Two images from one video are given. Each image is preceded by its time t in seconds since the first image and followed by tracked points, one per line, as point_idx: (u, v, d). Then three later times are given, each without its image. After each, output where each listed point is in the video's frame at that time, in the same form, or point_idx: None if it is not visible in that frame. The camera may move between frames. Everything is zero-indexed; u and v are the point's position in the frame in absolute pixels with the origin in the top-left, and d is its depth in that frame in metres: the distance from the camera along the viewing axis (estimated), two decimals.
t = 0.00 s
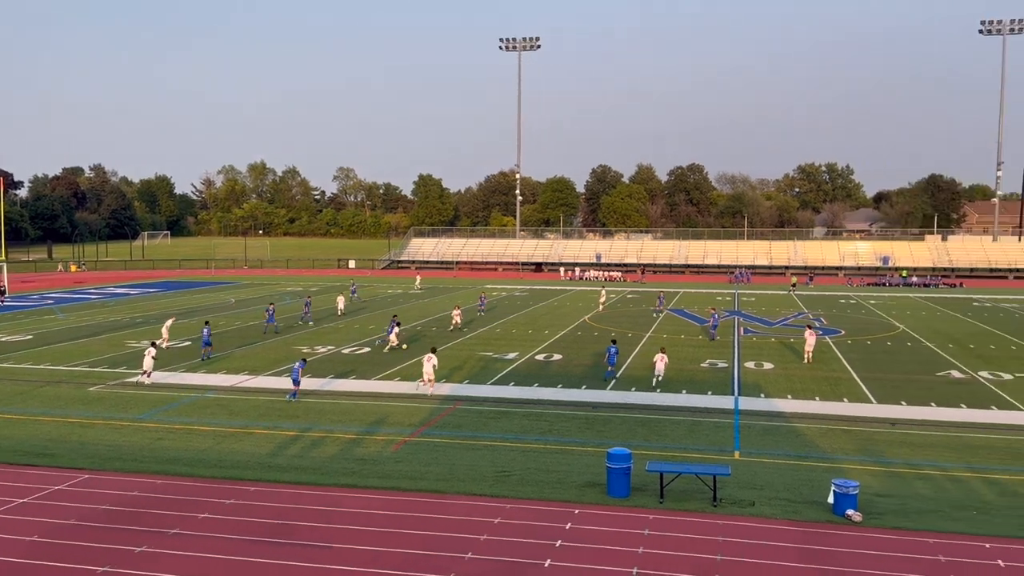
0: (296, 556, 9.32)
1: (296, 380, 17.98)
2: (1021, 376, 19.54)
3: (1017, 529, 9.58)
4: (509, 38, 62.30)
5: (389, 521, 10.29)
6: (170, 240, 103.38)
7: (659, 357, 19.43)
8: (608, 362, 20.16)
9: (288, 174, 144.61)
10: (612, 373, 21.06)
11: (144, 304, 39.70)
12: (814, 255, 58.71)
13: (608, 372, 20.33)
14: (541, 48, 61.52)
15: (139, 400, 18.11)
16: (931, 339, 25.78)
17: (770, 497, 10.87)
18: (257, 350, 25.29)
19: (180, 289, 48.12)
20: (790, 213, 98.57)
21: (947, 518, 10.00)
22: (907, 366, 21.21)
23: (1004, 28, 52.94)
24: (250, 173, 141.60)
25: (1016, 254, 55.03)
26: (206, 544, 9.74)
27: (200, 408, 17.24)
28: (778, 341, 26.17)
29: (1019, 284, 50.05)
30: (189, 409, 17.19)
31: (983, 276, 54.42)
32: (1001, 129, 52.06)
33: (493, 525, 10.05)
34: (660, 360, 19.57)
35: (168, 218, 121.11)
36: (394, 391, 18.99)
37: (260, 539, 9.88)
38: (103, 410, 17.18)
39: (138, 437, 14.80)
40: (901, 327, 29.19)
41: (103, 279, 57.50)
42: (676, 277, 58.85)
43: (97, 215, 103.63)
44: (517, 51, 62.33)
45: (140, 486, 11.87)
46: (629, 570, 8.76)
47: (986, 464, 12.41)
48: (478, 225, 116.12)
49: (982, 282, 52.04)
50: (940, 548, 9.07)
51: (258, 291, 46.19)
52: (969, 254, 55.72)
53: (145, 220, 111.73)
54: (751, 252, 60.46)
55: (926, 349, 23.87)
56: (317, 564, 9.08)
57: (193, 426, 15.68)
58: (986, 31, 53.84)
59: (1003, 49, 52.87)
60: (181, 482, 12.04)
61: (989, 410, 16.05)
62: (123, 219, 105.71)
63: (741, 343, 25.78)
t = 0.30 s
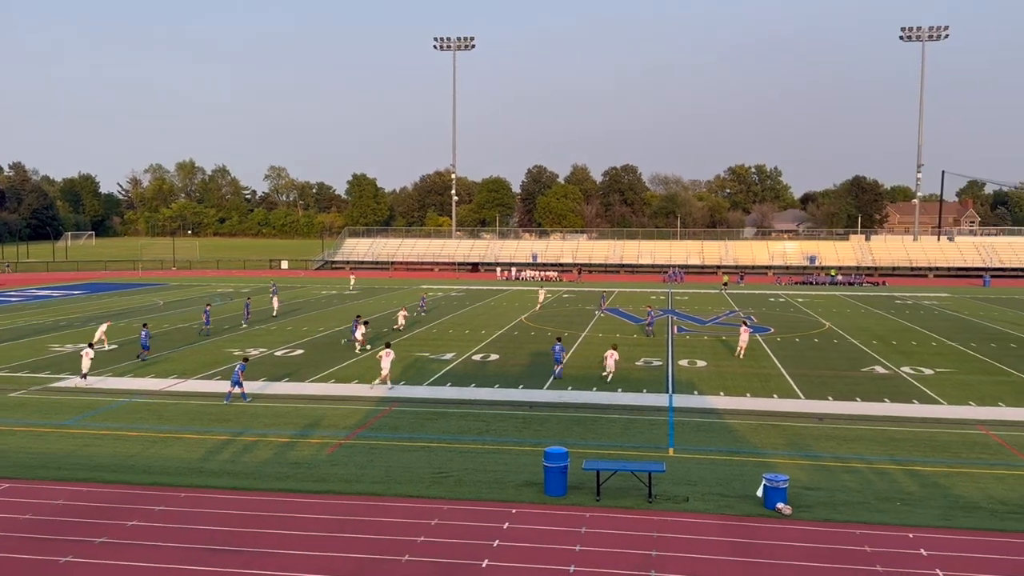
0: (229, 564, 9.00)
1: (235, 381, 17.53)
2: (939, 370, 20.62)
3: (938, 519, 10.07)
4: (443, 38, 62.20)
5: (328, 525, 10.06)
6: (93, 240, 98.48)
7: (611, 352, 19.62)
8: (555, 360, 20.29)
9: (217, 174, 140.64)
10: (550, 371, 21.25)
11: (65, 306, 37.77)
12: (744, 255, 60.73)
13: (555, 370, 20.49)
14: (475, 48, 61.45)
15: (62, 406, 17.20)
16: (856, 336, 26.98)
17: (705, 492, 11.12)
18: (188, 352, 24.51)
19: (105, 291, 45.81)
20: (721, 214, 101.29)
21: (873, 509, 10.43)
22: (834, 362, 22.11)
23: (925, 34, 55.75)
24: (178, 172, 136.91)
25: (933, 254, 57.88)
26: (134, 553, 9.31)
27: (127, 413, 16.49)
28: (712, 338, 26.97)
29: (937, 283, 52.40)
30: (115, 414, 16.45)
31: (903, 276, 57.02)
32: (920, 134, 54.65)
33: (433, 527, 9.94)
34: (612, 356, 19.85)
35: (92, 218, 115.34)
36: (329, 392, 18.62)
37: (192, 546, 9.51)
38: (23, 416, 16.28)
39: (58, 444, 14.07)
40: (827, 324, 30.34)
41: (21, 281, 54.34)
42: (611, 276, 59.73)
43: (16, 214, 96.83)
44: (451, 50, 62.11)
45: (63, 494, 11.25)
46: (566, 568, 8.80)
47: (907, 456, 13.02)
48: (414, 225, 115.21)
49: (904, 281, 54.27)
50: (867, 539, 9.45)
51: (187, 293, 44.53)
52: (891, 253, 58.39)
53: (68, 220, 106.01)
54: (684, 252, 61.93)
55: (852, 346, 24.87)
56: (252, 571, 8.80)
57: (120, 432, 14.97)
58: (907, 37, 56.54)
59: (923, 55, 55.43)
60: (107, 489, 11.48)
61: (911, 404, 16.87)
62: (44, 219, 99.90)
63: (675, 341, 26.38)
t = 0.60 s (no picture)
0: (195, 567, 8.83)
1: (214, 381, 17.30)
2: (901, 368, 21.09)
3: (900, 515, 10.29)
4: (409, 38, 61.88)
5: (296, 527, 9.92)
6: (52, 240, 95.71)
7: (594, 349, 19.89)
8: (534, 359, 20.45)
9: (180, 173, 138.14)
10: (517, 371, 21.20)
11: (24, 307, 36.74)
12: (710, 255, 61.45)
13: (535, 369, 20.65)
14: (442, 48, 61.29)
15: (21, 408, 16.72)
16: (820, 335, 27.47)
17: (672, 491, 11.22)
18: (154, 352, 24.09)
19: (65, 293, 44.54)
20: (687, 214, 102.22)
21: (838, 506, 10.62)
22: (799, 360, 22.43)
23: (886, 37, 57.03)
24: (141, 171, 134.43)
25: (895, 253, 59.20)
26: (97, 558, 9.07)
27: (89, 416, 16.09)
28: (677, 338, 27.20)
29: (898, 282, 53.55)
30: (76, 416, 16.02)
31: (866, 275, 58.23)
32: (882, 136, 55.83)
33: (402, 528, 9.87)
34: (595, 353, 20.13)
35: (52, 218, 112.12)
36: (294, 393, 18.36)
37: (157, 549, 9.30)
38: None
39: (15, 447, 13.64)
40: (792, 323, 30.81)
41: None
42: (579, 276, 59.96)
43: None
44: (418, 49, 61.81)
45: (22, 499, 10.93)
46: (535, 567, 8.80)
47: (870, 453, 13.28)
48: (380, 225, 114.46)
49: (867, 280, 55.36)
50: (832, 535, 9.61)
51: (150, 294, 43.59)
52: (854, 253, 59.60)
53: (29, 221, 102.78)
54: (651, 252, 62.45)
55: (816, 344, 25.30)
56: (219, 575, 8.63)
57: (81, 434, 14.61)
58: (869, 40, 57.77)
59: (884, 57, 56.59)
60: (68, 493, 11.18)
61: (874, 402, 17.22)
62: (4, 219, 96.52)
63: (643, 341, 26.54)
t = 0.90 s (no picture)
0: (182, 568, 8.75)
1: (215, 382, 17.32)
2: (886, 368, 21.27)
3: (886, 514, 10.37)
4: (395, 38, 61.71)
5: (283, 528, 9.86)
6: (34, 240, 94.50)
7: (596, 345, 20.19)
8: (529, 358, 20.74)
9: (165, 172, 136.98)
10: (505, 371, 21.21)
11: (6, 308, 36.26)
12: (697, 255, 61.66)
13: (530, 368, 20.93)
14: (428, 48, 61.14)
15: (3, 410, 16.50)
16: (805, 335, 27.61)
17: (660, 490, 11.24)
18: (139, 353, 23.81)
19: (48, 293, 44.04)
20: (674, 214, 102.59)
21: (824, 505, 10.70)
22: (784, 360, 22.51)
23: (871, 38, 57.55)
24: (126, 171, 133.20)
25: (879, 253, 59.71)
26: (81, 561, 8.95)
27: (73, 417, 15.91)
28: (664, 338, 27.32)
29: (882, 281, 54.04)
30: (59, 418, 15.82)
31: (852, 275, 58.71)
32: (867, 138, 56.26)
33: (389, 529, 9.83)
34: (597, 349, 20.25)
35: (35, 218, 110.87)
36: (281, 394, 18.23)
37: (142, 551, 9.21)
38: None
39: None
40: (778, 323, 30.99)
41: None
42: (567, 276, 60.02)
43: None
44: (404, 49, 61.63)
45: (5, 501, 10.79)
46: (522, 567, 8.79)
47: (855, 452, 13.39)
48: (367, 225, 114.06)
49: (852, 280, 55.81)
50: (818, 534, 9.68)
51: (134, 294, 43.15)
52: (839, 254, 60.07)
53: (11, 221, 101.46)
54: (638, 252, 62.67)
55: (802, 344, 25.45)
56: None
57: (65, 436, 14.45)
58: (854, 41, 58.23)
59: (868, 58, 57.02)
60: (52, 495, 11.04)
61: (860, 402, 17.35)
62: None
63: (630, 341, 26.60)
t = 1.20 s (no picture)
0: (179, 570, 8.72)
1: (224, 381, 17.38)
2: (881, 368, 21.33)
3: (881, 514, 10.41)
4: (391, 38, 61.68)
5: (280, 529, 9.84)
6: (28, 241, 94.03)
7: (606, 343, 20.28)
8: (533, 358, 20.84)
9: (160, 173, 136.55)
10: (501, 372, 21.24)
11: None
12: (693, 255, 61.70)
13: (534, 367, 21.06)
14: (424, 49, 61.07)
15: None
16: (799, 336, 27.70)
17: (656, 491, 11.25)
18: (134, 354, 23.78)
19: (43, 295, 43.85)
20: (670, 215, 102.71)
21: (820, 505, 10.71)
22: (780, 361, 22.59)
23: (866, 39, 57.69)
24: (121, 172, 132.75)
25: (874, 254, 59.90)
26: (77, 563, 8.91)
27: (68, 418, 15.84)
28: (660, 338, 27.39)
29: (877, 282, 54.22)
30: (54, 419, 15.75)
31: (847, 276, 58.91)
32: (862, 139, 56.42)
33: (384, 530, 9.80)
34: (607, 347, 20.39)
35: (29, 219, 110.46)
36: (277, 395, 18.18)
37: (140, 553, 9.17)
38: None
39: None
40: (773, 324, 31.07)
41: None
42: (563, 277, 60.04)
43: None
44: (400, 50, 61.58)
45: None
46: (519, 569, 8.77)
47: (851, 452, 13.43)
48: (363, 226, 113.92)
49: (848, 281, 56.00)
50: (813, 534, 9.69)
51: (129, 296, 42.98)
52: (834, 254, 60.24)
53: (5, 222, 101.01)
54: (633, 253, 62.76)
55: (797, 345, 25.54)
56: None
57: (60, 438, 14.38)
58: (849, 42, 58.36)
59: (863, 60, 57.17)
60: (46, 496, 10.99)
61: (856, 402, 17.37)
62: None
63: (627, 342, 26.65)
